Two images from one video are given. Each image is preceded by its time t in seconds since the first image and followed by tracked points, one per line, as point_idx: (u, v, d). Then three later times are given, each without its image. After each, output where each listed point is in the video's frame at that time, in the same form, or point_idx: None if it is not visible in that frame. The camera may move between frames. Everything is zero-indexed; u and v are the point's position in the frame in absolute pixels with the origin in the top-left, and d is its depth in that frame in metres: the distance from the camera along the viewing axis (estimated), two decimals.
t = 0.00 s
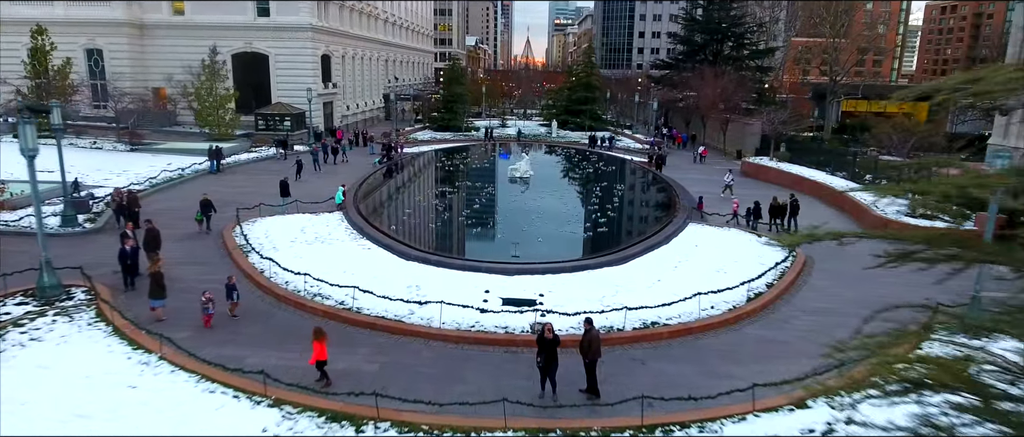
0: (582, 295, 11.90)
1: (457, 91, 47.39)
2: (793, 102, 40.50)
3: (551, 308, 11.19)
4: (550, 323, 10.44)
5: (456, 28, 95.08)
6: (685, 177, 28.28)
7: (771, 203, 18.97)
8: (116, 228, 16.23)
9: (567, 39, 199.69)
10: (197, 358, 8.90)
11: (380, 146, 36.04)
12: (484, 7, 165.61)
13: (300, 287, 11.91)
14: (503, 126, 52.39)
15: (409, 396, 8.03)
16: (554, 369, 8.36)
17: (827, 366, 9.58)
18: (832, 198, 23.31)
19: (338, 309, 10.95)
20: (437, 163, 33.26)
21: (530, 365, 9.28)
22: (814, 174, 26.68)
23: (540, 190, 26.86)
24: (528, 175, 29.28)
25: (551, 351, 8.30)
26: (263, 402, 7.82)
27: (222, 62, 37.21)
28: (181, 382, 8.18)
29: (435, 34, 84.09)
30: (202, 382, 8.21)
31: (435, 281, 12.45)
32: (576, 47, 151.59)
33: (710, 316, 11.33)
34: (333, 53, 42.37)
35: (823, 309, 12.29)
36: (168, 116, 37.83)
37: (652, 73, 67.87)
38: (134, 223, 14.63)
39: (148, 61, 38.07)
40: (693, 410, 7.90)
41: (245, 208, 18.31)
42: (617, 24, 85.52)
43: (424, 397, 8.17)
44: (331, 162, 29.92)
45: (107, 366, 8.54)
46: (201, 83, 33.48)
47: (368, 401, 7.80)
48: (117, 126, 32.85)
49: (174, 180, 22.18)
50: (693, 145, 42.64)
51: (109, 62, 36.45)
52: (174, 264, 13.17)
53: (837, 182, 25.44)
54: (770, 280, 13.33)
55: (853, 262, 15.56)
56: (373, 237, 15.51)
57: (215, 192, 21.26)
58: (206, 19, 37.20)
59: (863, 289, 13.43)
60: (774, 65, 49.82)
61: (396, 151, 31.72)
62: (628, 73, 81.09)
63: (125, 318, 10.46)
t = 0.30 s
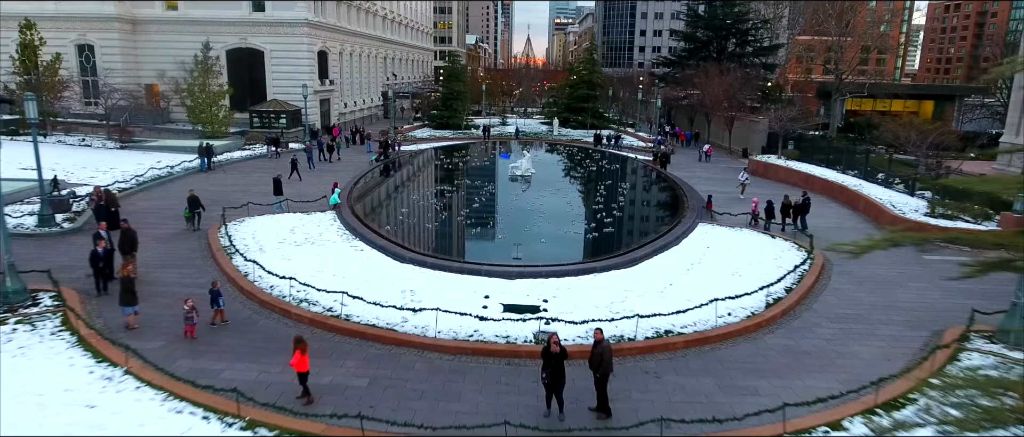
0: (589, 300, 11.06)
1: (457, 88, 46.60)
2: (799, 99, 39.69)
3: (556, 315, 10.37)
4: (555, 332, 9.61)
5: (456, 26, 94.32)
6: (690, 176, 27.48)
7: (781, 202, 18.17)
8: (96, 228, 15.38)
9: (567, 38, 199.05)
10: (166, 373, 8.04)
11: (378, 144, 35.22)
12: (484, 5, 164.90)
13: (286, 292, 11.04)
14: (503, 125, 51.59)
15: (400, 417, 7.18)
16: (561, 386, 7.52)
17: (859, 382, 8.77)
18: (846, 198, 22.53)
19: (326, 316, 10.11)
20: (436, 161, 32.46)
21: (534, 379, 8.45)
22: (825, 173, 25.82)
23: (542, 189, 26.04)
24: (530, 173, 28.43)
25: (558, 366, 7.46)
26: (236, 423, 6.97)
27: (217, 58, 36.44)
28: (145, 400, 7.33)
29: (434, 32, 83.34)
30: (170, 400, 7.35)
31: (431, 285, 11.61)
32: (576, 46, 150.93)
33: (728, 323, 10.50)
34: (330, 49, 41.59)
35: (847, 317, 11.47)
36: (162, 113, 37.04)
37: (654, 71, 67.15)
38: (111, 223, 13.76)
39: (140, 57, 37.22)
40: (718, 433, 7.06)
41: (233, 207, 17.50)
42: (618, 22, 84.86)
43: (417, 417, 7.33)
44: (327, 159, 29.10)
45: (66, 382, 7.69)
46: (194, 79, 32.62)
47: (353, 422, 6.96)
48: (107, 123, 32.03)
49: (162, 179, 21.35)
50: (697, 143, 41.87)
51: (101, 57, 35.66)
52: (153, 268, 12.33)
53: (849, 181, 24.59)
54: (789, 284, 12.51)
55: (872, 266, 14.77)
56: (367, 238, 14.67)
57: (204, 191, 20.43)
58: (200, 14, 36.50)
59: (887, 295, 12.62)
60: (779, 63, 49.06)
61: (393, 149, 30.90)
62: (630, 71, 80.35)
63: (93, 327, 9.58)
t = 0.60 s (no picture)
0: (598, 311, 10.17)
1: (456, 86, 45.69)
2: (806, 97, 38.82)
3: (563, 328, 9.51)
4: (562, 348, 8.76)
5: (455, 25, 93.38)
6: (698, 176, 26.57)
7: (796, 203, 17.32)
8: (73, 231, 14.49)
9: (567, 37, 198.22)
10: (126, 398, 7.16)
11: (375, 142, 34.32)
12: (484, 4, 164.01)
13: (269, 302, 10.17)
14: (504, 123, 50.72)
15: None
16: (572, 415, 6.66)
17: (899, 405, 7.93)
18: (860, 198, 21.68)
19: (312, 329, 9.24)
20: (434, 160, 31.59)
21: (540, 403, 7.59)
22: (837, 173, 24.94)
23: (544, 189, 25.16)
24: (532, 173, 27.56)
25: (567, 391, 6.60)
26: None
27: (210, 55, 35.56)
28: (99, 431, 6.43)
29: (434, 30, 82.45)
30: (127, 431, 6.47)
31: (426, 294, 10.72)
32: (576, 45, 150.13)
33: (749, 336, 9.65)
34: (327, 46, 40.72)
35: (876, 329, 10.63)
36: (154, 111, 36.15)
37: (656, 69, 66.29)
38: (85, 226, 12.88)
39: (132, 54, 36.29)
40: None
41: (218, 208, 16.65)
42: (618, 21, 84.13)
43: None
44: (322, 158, 28.21)
45: (11, 409, 6.80)
46: (185, 76, 31.74)
47: None
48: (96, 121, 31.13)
49: (148, 179, 20.47)
50: (701, 142, 41.02)
51: (91, 54, 34.75)
52: (129, 275, 11.46)
53: (863, 181, 23.71)
54: (812, 293, 11.66)
55: (896, 272, 13.91)
56: (360, 242, 13.77)
57: (191, 192, 19.56)
58: (193, 10, 35.71)
59: (917, 305, 11.76)
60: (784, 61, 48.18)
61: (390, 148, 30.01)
62: (632, 69, 79.52)
63: (55, 341, 8.70)
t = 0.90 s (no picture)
0: (610, 326, 9.29)
1: (456, 84, 44.83)
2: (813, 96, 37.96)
3: (572, 345, 8.64)
4: (571, 369, 7.89)
5: (455, 23, 92.51)
6: (705, 177, 25.69)
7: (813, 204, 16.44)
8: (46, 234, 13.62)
9: (567, 37, 197.35)
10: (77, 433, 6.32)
11: (372, 142, 33.43)
12: (483, 3, 163.13)
13: (249, 315, 9.29)
14: (504, 122, 49.85)
15: None
16: None
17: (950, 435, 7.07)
18: (876, 199, 20.81)
19: (294, 346, 8.36)
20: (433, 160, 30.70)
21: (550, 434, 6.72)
22: (850, 173, 24.07)
23: (546, 190, 24.28)
24: (534, 173, 26.68)
25: (581, 426, 5.75)
26: None
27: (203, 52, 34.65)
28: None
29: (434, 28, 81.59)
30: None
31: (422, 306, 9.83)
32: (577, 44, 149.26)
33: (777, 354, 8.77)
34: (324, 44, 39.81)
35: (912, 344, 9.77)
36: (146, 109, 35.27)
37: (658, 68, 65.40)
38: (56, 231, 12.01)
39: (123, 50, 35.42)
40: None
41: (202, 211, 15.78)
42: (620, 20, 83.33)
43: None
44: (317, 157, 27.32)
45: None
46: (177, 73, 30.82)
47: None
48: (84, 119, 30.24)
49: (132, 180, 19.58)
50: (706, 142, 40.16)
51: (81, 50, 33.87)
52: (100, 285, 10.59)
53: (878, 181, 22.84)
54: (839, 303, 10.78)
55: (924, 280, 13.03)
56: (352, 248, 12.86)
57: (177, 192, 18.68)
58: (186, 5, 34.80)
59: (952, 317, 10.90)
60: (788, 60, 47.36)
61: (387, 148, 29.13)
62: (633, 68, 78.64)
63: (6, 362, 7.85)
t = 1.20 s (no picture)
0: (619, 344, 8.36)
1: (449, 82, 43.85)
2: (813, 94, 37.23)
3: (578, 366, 7.71)
4: (579, 395, 6.96)
5: (448, 22, 91.59)
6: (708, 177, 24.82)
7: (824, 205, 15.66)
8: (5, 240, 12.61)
9: (561, 36, 196.72)
10: None
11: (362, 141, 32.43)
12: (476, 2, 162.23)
13: (218, 332, 8.30)
14: (498, 122, 48.92)
15: None
16: None
17: None
18: (887, 200, 20.00)
19: (266, 370, 7.40)
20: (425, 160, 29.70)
21: None
22: (858, 173, 23.25)
23: (544, 190, 23.36)
24: (531, 173, 25.74)
25: None
26: None
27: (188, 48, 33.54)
28: None
29: (427, 27, 80.68)
30: None
31: (410, 321, 8.87)
32: (571, 43, 148.62)
33: (806, 375, 7.87)
34: (314, 40, 38.75)
35: (950, 361, 8.91)
36: (129, 108, 34.17)
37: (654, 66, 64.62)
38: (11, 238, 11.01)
39: (105, 47, 34.31)
40: None
41: (177, 214, 14.79)
42: (615, 18, 82.66)
43: None
44: (305, 157, 26.32)
45: None
46: (160, 70, 29.72)
47: None
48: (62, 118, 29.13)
49: (107, 181, 18.54)
50: (704, 141, 39.36)
51: (61, 47, 32.75)
52: (55, 298, 9.60)
53: (888, 181, 22.01)
54: (866, 316, 9.90)
55: (950, 287, 12.18)
56: (336, 255, 11.88)
57: (154, 194, 17.65)
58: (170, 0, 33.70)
59: (988, 329, 10.05)
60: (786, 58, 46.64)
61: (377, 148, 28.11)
62: (628, 66, 77.94)
63: None
